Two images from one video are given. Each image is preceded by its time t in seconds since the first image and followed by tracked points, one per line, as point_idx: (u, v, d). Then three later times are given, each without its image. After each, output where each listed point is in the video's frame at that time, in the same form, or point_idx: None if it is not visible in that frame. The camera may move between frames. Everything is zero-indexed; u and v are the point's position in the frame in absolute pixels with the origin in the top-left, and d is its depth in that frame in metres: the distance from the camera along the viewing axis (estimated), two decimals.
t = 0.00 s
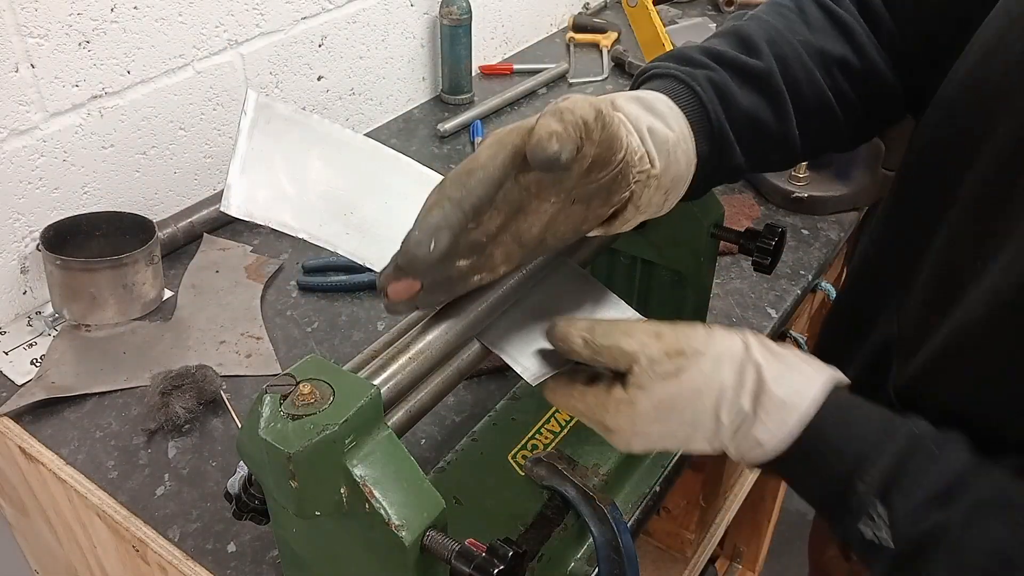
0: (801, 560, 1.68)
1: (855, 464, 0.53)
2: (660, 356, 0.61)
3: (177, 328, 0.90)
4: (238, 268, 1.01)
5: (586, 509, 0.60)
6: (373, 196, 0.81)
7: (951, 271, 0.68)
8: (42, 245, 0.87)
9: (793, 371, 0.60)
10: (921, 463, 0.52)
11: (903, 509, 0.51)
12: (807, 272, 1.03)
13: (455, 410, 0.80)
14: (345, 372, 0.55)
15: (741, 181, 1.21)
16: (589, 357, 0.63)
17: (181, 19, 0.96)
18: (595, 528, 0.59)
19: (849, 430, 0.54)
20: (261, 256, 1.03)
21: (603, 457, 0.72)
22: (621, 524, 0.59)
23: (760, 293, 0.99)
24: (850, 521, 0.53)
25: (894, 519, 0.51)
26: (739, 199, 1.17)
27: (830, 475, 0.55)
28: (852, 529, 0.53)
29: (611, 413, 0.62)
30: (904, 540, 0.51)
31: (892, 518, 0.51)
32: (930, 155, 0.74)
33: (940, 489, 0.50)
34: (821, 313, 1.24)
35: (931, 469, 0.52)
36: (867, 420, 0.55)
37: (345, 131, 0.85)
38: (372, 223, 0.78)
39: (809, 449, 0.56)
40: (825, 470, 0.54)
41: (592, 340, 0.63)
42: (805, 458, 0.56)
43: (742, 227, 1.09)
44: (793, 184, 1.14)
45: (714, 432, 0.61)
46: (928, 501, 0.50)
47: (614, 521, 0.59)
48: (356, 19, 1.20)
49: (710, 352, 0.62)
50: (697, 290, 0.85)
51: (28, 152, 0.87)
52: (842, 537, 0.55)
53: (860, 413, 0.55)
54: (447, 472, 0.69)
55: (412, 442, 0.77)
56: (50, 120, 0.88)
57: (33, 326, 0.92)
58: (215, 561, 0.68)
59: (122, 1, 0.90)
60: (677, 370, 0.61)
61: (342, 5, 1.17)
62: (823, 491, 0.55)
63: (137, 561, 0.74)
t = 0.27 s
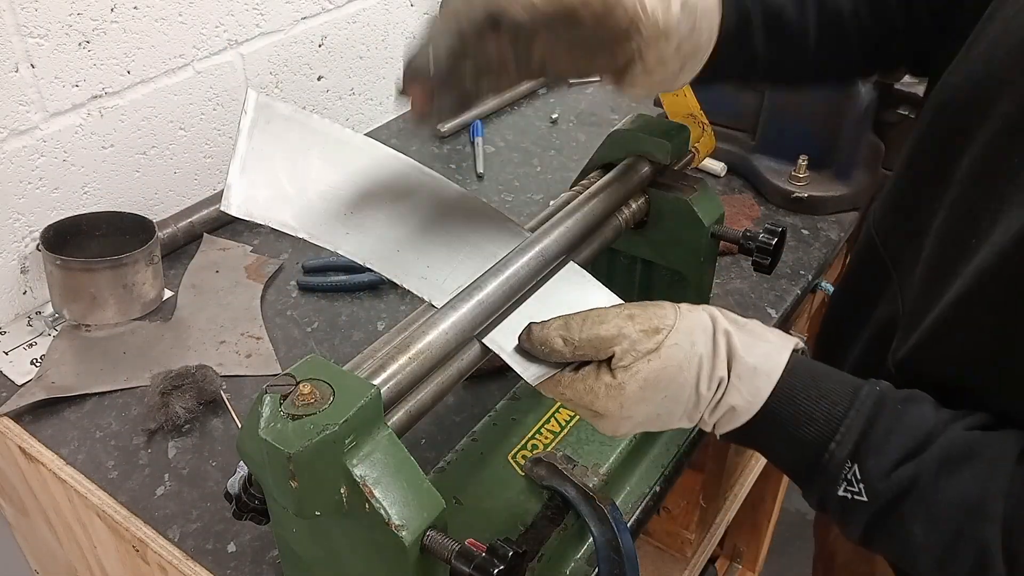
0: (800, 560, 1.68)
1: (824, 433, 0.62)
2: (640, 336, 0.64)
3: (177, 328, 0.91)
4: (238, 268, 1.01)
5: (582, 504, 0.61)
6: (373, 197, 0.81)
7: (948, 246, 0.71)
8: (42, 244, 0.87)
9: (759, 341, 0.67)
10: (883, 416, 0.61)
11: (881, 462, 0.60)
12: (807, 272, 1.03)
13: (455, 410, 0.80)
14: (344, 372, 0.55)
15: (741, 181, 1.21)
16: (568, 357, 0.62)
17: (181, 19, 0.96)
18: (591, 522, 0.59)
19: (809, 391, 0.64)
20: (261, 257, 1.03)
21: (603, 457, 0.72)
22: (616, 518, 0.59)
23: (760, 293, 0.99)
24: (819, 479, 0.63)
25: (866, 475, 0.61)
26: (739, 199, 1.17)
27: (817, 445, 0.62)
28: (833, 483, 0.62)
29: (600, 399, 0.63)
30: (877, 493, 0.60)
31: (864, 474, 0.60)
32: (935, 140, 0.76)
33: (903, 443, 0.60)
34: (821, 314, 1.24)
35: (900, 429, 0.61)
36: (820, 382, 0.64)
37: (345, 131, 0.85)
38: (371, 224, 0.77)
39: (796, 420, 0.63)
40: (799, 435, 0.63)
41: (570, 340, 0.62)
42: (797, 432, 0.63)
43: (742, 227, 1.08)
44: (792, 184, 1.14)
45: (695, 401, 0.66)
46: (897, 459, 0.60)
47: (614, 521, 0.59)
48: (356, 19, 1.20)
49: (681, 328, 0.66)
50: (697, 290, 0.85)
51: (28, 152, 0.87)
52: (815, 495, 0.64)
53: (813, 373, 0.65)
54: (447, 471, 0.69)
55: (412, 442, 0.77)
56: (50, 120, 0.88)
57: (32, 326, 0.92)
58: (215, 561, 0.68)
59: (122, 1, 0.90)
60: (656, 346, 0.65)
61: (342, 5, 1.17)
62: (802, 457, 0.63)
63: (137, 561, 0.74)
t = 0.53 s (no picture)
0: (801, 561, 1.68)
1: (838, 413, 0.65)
2: (662, 324, 0.67)
3: (177, 328, 0.90)
4: (238, 268, 1.01)
5: (585, 505, 0.61)
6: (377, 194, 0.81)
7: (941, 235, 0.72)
8: (42, 245, 0.87)
9: (774, 330, 0.69)
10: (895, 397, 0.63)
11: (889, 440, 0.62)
12: (808, 272, 1.03)
13: (455, 410, 0.80)
14: (344, 372, 0.55)
15: (741, 181, 1.20)
16: (588, 333, 0.64)
17: (181, 19, 0.96)
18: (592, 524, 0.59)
19: (819, 375, 0.66)
20: (261, 257, 1.03)
21: (603, 458, 0.72)
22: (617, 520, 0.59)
23: (760, 293, 0.99)
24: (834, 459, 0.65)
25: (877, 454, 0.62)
26: (740, 199, 1.16)
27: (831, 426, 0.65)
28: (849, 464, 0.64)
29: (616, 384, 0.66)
30: (888, 472, 0.62)
31: (875, 455, 0.63)
32: (926, 132, 0.76)
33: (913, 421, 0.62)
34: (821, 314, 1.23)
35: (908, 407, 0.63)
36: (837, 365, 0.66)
37: (345, 131, 0.85)
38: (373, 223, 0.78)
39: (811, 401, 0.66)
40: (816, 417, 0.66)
41: (591, 316, 0.64)
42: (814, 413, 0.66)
43: (743, 227, 1.08)
44: (793, 184, 1.14)
45: (711, 392, 0.68)
46: (906, 439, 0.62)
47: (615, 521, 0.59)
48: (356, 19, 1.20)
49: (703, 320, 0.68)
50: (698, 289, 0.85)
51: (28, 152, 0.87)
52: (831, 477, 0.66)
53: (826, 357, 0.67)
54: (447, 472, 0.69)
55: (412, 442, 0.77)
56: (50, 120, 0.88)
57: (32, 326, 0.91)
58: (215, 561, 0.68)
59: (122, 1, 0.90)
60: (676, 335, 0.67)
61: (342, 5, 1.17)
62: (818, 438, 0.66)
63: (137, 562, 0.74)
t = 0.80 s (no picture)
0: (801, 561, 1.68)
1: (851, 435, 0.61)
2: (662, 331, 0.66)
3: (177, 328, 0.90)
4: (238, 268, 1.01)
5: (585, 505, 0.61)
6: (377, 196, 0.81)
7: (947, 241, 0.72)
8: (43, 245, 0.87)
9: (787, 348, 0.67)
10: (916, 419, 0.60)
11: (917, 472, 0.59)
12: (807, 272, 1.03)
13: (455, 410, 0.80)
14: (344, 372, 0.55)
15: (741, 181, 1.21)
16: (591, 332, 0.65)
17: (181, 19, 0.96)
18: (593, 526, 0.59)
19: (837, 396, 0.62)
20: (261, 257, 1.03)
21: (603, 457, 0.72)
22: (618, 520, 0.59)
23: (760, 293, 0.99)
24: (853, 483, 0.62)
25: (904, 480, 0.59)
26: (739, 199, 1.16)
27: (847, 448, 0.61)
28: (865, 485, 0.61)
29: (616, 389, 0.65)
30: (914, 496, 0.59)
31: (899, 479, 0.59)
32: (925, 135, 0.77)
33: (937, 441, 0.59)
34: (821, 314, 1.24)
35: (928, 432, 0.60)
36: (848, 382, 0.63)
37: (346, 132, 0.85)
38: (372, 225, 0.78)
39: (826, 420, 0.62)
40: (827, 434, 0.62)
41: (594, 315, 0.65)
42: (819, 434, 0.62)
43: (742, 227, 1.08)
44: (793, 184, 1.14)
45: (713, 407, 0.67)
46: (931, 462, 0.59)
47: (615, 520, 0.59)
48: (356, 19, 1.20)
49: (708, 332, 0.67)
50: (697, 290, 0.85)
51: (28, 152, 0.87)
52: (853, 504, 0.63)
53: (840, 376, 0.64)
54: (447, 471, 0.69)
55: (412, 442, 0.77)
56: (50, 120, 0.88)
57: (32, 326, 0.92)
58: (215, 561, 0.68)
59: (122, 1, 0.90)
60: (677, 343, 0.66)
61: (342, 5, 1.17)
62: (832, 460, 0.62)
63: (137, 561, 0.74)
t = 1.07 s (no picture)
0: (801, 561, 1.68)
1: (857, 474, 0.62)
2: (655, 336, 0.67)
3: (177, 328, 0.90)
4: (238, 268, 1.01)
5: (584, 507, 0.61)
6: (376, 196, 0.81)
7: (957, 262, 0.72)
8: (43, 245, 0.87)
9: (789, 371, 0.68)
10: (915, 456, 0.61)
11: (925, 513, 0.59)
12: (807, 272, 1.03)
13: (455, 410, 0.80)
14: (344, 372, 0.55)
15: (741, 181, 1.21)
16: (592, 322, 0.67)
17: (181, 19, 0.96)
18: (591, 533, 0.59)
19: (842, 423, 0.63)
20: (261, 257, 1.03)
21: (603, 457, 0.72)
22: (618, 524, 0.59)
23: (760, 293, 0.99)
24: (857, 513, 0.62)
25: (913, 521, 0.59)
26: (740, 199, 1.16)
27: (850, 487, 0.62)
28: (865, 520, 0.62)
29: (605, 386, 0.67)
30: (917, 529, 0.59)
31: (902, 509, 0.59)
32: (922, 142, 0.79)
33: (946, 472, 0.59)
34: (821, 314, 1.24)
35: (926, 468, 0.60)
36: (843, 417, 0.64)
37: (345, 131, 0.85)
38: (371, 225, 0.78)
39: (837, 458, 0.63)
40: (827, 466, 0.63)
41: (598, 307, 0.67)
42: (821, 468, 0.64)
43: (742, 227, 1.08)
44: (792, 184, 1.14)
45: (703, 422, 0.67)
46: (937, 491, 0.59)
47: (615, 520, 0.59)
48: (356, 19, 1.20)
49: (705, 346, 0.68)
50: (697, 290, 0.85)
51: (28, 152, 0.87)
52: (853, 532, 0.63)
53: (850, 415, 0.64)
54: (447, 471, 0.69)
55: (412, 442, 0.77)
56: (50, 120, 0.88)
57: (33, 326, 0.92)
58: (215, 561, 0.68)
59: (121, 1, 0.90)
60: (670, 351, 0.67)
61: (341, 5, 1.17)
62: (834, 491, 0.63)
63: (137, 561, 0.74)
